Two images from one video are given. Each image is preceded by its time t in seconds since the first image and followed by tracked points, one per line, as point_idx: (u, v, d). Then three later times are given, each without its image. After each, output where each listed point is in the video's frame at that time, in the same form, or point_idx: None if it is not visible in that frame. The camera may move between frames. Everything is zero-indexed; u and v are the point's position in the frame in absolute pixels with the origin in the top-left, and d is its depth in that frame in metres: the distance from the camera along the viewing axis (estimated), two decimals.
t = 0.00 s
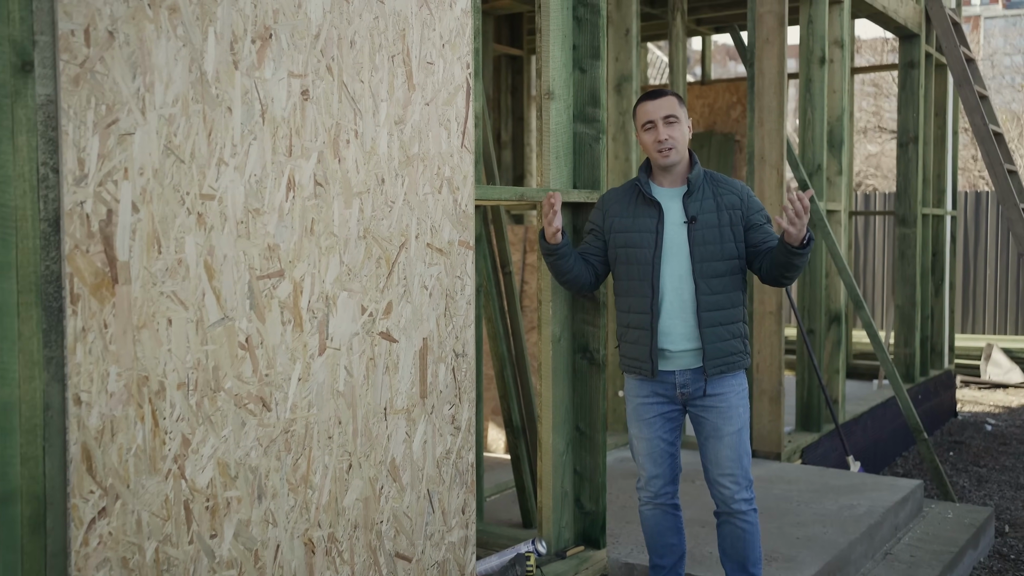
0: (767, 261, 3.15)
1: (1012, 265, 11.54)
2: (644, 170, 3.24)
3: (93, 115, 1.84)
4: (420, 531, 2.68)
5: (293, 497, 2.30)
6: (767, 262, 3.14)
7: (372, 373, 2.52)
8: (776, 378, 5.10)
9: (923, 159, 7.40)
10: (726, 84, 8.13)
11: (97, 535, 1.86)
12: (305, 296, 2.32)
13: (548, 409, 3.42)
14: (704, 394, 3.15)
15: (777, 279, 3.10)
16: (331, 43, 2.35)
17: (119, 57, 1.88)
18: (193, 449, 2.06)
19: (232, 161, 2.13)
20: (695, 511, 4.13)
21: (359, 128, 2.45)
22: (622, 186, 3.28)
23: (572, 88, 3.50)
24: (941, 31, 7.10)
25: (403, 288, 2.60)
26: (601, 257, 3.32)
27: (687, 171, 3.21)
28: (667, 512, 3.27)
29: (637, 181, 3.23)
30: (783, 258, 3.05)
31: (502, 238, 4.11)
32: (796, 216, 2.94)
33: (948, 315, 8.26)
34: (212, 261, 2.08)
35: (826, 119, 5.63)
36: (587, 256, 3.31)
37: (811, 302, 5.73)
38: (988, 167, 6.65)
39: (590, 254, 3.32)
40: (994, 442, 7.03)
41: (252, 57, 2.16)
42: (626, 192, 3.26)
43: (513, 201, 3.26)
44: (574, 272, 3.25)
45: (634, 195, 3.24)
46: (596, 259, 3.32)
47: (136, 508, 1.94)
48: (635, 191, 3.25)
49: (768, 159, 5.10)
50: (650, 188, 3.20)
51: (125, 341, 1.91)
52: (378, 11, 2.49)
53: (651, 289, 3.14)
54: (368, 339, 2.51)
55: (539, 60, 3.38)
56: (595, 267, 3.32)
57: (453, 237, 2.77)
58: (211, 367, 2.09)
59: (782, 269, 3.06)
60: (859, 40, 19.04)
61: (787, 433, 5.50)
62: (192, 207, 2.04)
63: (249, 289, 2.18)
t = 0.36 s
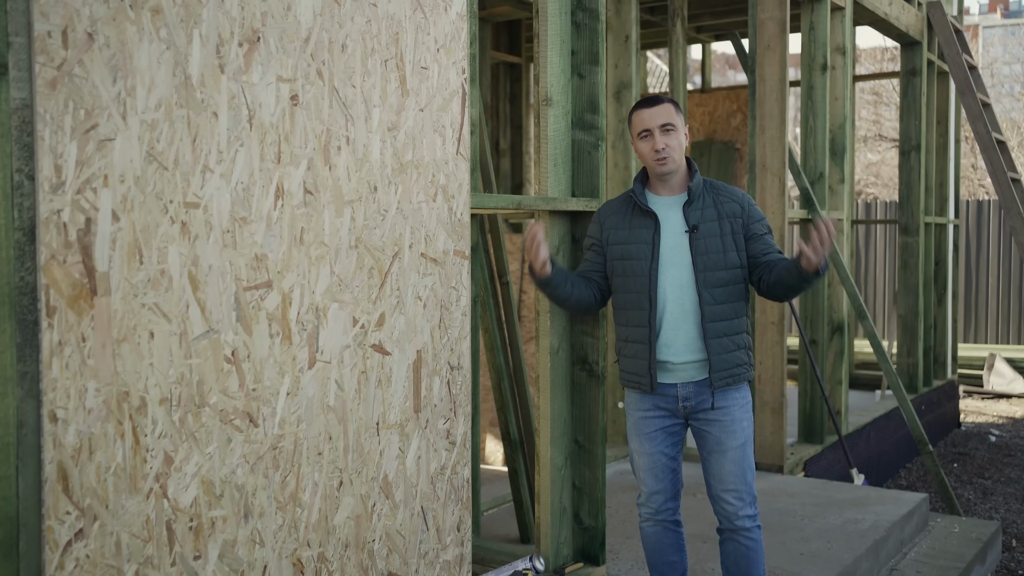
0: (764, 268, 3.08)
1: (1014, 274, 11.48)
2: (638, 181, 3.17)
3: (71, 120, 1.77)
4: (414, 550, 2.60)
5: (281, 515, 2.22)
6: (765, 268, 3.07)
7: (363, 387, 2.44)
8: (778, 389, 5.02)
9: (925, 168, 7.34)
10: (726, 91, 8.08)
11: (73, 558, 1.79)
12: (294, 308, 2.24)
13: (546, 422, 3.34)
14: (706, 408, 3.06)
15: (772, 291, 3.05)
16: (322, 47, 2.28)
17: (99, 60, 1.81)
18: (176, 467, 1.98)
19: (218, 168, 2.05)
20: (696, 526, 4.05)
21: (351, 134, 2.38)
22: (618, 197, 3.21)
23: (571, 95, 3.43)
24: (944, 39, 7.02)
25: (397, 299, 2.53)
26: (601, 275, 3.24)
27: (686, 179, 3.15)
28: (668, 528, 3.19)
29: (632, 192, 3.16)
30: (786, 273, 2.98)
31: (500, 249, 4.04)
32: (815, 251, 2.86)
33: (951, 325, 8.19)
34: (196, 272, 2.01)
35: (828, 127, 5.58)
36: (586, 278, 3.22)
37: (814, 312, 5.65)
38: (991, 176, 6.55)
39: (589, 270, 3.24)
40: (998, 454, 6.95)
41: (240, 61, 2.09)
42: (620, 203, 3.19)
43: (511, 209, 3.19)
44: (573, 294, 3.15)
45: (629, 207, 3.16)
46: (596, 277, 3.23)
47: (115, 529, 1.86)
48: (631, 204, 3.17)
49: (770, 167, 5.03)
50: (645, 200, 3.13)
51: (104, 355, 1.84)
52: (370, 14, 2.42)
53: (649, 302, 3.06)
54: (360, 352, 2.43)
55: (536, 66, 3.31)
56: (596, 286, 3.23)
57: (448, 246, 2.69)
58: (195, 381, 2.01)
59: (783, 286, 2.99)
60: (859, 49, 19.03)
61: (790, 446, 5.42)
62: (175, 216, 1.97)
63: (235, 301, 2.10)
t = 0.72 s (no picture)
0: (764, 282, 3.06)
1: (1016, 280, 11.41)
2: (637, 184, 3.08)
3: (43, 119, 1.70)
4: (405, 564, 2.52)
5: (265, 530, 2.15)
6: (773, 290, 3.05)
7: (352, 397, 2.36)
8: (778, 398, 4.95)
9: (927, 173, 7.27)
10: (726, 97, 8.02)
11: None
12: (279, 316, 2.17)
13: (542, 432, 3.27)
14: (706, 417, 2.99)
15: (774, 315, 3.04)
16: (308, 45, 2.21)
17: (73, 58, 1.74)
18: (155, 481, 1.90)
19: (200, 171, 1.98)
20: (696, 538, 3.97)
21: (339, 136, 2.30)
22: (616, 202, 3.13)
23: (567, 98, 3.36)
24: (945, 43, 6.95)
25: (386, 306, 2.45)
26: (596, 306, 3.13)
27: (684, 182, 3.06)
28: (668, 541, 3.12)
29: (630, 197, 3.07)
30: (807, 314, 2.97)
31: (496, 254, 3.99)
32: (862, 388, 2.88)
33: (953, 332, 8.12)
34: (176, 278, 1.94)
35: (829, 131, 5.52)
36: (579, 317, 3.10)
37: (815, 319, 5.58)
38: (994, 181, 6.51)
39: (589, 282, 3.15)
40: (1002, 462, 6.87)
41: (222, 59, 2.01)
42: (619, 209, 3.10)
43: (504, 214, 3.12)
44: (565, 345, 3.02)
45: (628, 211, 3.08)
46: (592, 305, 3.13)
47: (88, 547, 1.78)
48: (630, 208, 3.09)
49: (770, 171, 4.96)
50: (644, 204, 3.04)
51: (78, 364, 1.77)
52: (359, 12, 2.35)
53: (650, 310, 2.98)
54: (348, 360, 2.35)
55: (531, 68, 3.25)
56: (601, 306, 3.14)
57: (440, 252, 2.62)
58: (175, 392, 1.94)
59: (796, 323, 2.97)
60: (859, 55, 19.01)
61: (791, 455, 5.34)
62: (153, 220, 1.89)
63: (217, 309, 2.03)
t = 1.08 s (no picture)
0: (779, 290, 2.98)
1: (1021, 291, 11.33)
2: (646, 193, 3.02)
3: (15, 123, 1.63)
4: None
5: (249, 550, 2.07)
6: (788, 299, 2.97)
7: (341, 411, 2.29)
8: (781, 411, 4.86)
9: (930, 183, 7.21)
10: (727, 106, 7.96)
11: None
12: (265, 327, 2.10)
13: (539, 447, 3.19)
14: (713, 433, 2.91)
15: (791, 323, 2.96)
16: (296, 49, 2.15)
17: (48, 59, 1.67)
18: (133, 500, 1.82)
19: (182, 177, 1.91)
20: (697, 555, 3.89)
21: (328, 142, 2.24)
22: (623, 210, 3.06)
23: (565, 105, 3.30)
24: (949, 52, 6.93)
25: (377, 318, 2.38)
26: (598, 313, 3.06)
27: (695, 191, 3.00)
28: (671, 560, 3.04)
29: (638, 205, 3.00)
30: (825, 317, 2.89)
31: (492, 265, 3.93)
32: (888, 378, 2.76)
33: (957, 344, 8.04)
34: (156, 288, 1.86)
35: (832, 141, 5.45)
36: (577, 322, 3.03)
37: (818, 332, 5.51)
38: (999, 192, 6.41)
39: (590, 290, 3.08)
40: (1008, 476, 6.78)
41: (206, 62, 1.95)
42: (626, 216, 3.03)
43: (500, 223, 3.05)
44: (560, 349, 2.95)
45: (635, 220, 3.01)
46: (592, 312, 3.05)
47: (61, 569, 1.71)
48: (637, 216, 3.01)
49: (772, 181, 4.89)
50: (652, 213, 2.97)
51: (51, 378, 1.70)
52: (350, 15, 2.29)
53: (656, 322, 2.91)
54: (337, 374, 2.28)
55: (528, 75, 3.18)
56: (601, 314, 3.06)
57: (433, 262, 2.55)
58: (155, 407, 1.86)
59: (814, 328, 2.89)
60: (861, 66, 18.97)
61: (795, 469, 5.25)
62: (133, 228, 1.82)
63: (200, 320, 1.95)
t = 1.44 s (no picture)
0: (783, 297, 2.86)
1: None
2: (653, 198, 2.96)
3: None
4: None
5: (227, 567, 2.00)
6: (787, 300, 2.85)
7: (325, 423, 2.22)
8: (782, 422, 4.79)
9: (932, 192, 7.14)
10: (727, 116, 7.91)
11: None
12: (244, 336, 2.03)
13: (532, 460, 3.12)
14: (719, 446, 2.83)
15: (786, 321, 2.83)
16: (278, 50, 2.09)
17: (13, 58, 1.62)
18: (103, 515, 1.76)
19: (157, 181, 1.85)
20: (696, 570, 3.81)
21: (312, 146, 2.18)
22: (630, 216, 3.00)
23: (559, 110, 3.25)
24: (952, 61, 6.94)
25: (363, 327, 2.32)
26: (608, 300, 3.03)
27: (703, 197, 2.93)
28: None
29: (644, 211, 2.94)
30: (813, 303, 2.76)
31: (486, 274, 3.88)
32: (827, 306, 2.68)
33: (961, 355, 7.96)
34: (129, 295, 1.80)
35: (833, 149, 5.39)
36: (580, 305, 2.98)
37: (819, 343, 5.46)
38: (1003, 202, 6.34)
39: (587, 288, 3.03)
40: (1013, 489, 6.69)
41: (182, 63, 1.89)
42: (632, 222, 2.98)
43: (492, 231, 2.99)
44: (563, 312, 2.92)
45: (641, 226, 2.95)
46: (591, 313, 3.00)
47: None
48: (643, 222, 2.96)
49: (772, 190, 4.82)
50: (659, 219, 2.91)
51: (16, 388, 1.64)
52: (334, 16, 2.23)
53: (660, 330, 2.83)
54: (321, 385, 2.21)
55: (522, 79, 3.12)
56: (598, 315, 3.02)
57: (421, 269, 2.49)
58: (127, 418, 1.79)
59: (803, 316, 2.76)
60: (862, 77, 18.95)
61: (796, 482, 5.17)
62: (104, 233, 1.76)
63: (175, 329, 1.89)
